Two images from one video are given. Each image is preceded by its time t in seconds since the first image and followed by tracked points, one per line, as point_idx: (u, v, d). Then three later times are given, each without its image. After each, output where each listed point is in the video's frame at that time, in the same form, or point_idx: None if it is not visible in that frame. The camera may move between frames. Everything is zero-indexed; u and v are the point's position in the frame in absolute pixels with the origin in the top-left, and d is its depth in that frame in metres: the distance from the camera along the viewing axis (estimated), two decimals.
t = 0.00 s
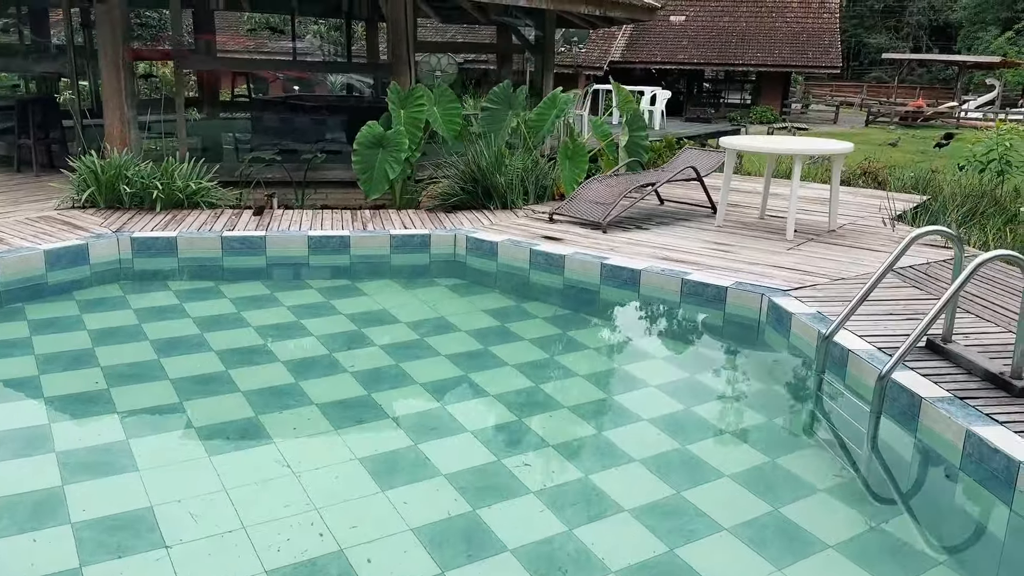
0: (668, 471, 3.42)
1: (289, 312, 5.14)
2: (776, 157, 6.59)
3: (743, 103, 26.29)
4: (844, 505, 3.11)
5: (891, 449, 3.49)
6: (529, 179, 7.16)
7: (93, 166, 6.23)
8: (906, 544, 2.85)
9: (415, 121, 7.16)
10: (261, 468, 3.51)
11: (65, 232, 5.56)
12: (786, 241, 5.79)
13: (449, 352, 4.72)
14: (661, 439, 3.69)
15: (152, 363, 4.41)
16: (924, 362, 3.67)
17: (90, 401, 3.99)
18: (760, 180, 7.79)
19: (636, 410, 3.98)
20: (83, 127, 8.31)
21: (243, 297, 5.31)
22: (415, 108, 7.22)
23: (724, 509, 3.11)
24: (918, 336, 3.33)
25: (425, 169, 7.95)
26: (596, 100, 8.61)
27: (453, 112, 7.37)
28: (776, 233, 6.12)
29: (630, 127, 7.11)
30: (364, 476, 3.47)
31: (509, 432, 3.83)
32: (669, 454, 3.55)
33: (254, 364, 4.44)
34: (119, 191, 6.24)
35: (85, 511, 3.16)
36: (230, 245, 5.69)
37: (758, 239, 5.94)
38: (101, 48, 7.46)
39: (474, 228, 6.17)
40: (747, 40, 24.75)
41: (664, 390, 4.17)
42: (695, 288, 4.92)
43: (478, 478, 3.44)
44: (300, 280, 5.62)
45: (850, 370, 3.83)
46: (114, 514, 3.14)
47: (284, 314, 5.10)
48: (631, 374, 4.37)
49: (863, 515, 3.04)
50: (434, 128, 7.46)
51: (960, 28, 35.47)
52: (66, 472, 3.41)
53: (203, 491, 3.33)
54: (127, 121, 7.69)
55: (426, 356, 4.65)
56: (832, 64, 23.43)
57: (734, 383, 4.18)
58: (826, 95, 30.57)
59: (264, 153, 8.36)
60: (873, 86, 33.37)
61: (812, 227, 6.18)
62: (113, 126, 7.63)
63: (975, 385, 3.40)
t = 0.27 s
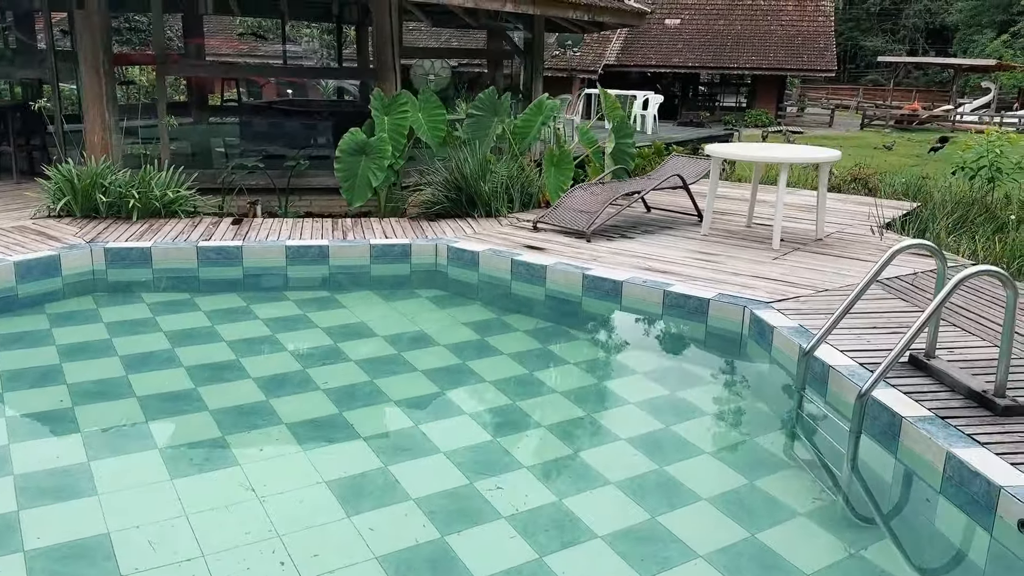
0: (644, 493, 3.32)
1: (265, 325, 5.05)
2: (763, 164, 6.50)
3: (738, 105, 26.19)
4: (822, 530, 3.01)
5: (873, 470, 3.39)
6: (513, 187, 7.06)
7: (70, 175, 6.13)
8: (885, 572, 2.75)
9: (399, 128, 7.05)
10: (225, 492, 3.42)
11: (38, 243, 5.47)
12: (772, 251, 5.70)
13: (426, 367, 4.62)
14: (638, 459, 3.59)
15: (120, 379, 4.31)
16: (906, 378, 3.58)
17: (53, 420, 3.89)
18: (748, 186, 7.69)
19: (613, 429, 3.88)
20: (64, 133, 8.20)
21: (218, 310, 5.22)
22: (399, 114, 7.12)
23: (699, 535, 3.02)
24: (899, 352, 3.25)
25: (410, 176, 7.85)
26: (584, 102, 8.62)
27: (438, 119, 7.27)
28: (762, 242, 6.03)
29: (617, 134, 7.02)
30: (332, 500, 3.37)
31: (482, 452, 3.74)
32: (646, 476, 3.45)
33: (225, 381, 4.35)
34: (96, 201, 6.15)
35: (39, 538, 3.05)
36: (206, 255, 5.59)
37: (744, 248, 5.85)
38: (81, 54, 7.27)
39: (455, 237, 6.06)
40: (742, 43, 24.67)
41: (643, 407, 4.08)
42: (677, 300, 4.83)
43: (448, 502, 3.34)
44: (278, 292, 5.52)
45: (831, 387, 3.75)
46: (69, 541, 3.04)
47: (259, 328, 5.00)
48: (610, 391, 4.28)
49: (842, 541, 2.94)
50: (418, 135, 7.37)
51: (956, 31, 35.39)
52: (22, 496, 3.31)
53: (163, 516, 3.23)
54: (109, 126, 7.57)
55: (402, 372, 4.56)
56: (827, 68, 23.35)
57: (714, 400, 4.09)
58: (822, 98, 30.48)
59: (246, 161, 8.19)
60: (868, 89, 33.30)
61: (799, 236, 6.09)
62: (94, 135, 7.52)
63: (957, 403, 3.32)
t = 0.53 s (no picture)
0: (614, 510, 3.22)
1: (235, 333, 4.94)
2: (747, 167, 6.40)
3: (732, 107, 26.12)
4: (794, 547, 2.91)
5: (848, 483, 3.30)
6: (495, 191, 6.95)
7: (40, 179, 6.02)
8: None
9: (379, 130, 6.93)
10: (181, 508, 3.30)
11: (5, 249, 5.36)
12: (754, 256, 5.61)
13: (398, 376, 4.51)
14: (609, 472, 3.49)
15: (82, 390, 4.20)
16: (883, 387, 3.49)
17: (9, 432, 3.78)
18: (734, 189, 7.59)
19: (586, 441, 3.78)
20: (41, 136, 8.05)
21: (188, 317, 5.11)
22: (380, 117, 7.00)
23: (668, 553, 2.91)
24: (874, 361, 3.15)
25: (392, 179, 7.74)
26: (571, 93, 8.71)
27: (419, 121, 7.19)
28: (745, 246, 5.94)
29: (600, 136, 6.90)
30: (291, 517, 3.26)
31: (450, 465, 3.63)
32: (617, 491, 3.35)
33: (190, 392, 4.24)
34: (66, 205, 6.03)
35: None
36: (177, 261, 5.49)
37: (726, 253, 5.76)
38: (59, 55, 7.37)
39: (434, 242, 5.93)
40: (735, 45, 24.58)
41: (618, 418, 3.98)
42: (655, 306, 4.73)
43: (411, 518, 3.23)
44: (250, 298, 5.41)
45: (807, 396, 3.65)
46: (15, 561, 2.93)
47: (229, 336, 4.90)
48: (585, 401, 4.18)
49: (815, 560, 2.83)
50: (399, 138, 7.26)
51: (950, 33, 35.30)
52: None
53: (115, 534, 3.12)
54: (87, 130, 7.59)
55: (373, 381, 4.45)
56: (819, 69, 23.25)
57: (691, 410, 3.99)
58: (815, 100, 30.43)
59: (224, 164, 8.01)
60: (862, 91, 33.23)
61: (782, 240, 6.00)
62: (71, 136, 7.56)
63: (935, 414, 3.22)
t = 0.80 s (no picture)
0: (581, 527, 3.12)
1: (202, 342, 4.84)
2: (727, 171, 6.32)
3: (723, 109, 26.06)
4: (763, 565, 2.82)
5: (819, 497, 3.21)
6: (475, 196, 6.81)
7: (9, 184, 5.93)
8: None
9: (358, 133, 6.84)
10: (135, 526, 3.20)
11: None
12: (733, 262, 5.53)
13: (367, 386, 4.41)
14: (578, 487, 3.40)
15: (41, 401, 4.09)
16: (857, 397, 3.41)
17: None
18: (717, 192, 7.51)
19: (555, 454, 3.69)
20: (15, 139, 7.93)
21: (156, 326, 5.01)
22: (358, 120, 6.90)
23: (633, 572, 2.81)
24: (845, 370, 3.07)
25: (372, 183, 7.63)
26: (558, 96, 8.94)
27: (399, 124, 7.11)
28: (725, 251, 5.86)
29: (580, 140, 6.81)
30: (248, 535, 3.15)
31: (414, 480, 3.53)
32: (585, 507, 3.25)
33: (152, 404, 4.13)
34: (35, 211, 5.92)
35: None
36: (146, 268, 5.39)
37: (705, 258, 5.67)
38: (35, 58, 7.16)
39: (410, 247, 5.81)
40: (726, 47, 24.49)
41: (590, 429, 3.89)
42: (630, 312, 4.63)
43: (371, 536, 3.12)
44: (220, 306, 5.31)
45: (779, 406, 3.56)
46: None
47: (196, 345, 4.80)
48: (556, 411, 4.08)
49: None
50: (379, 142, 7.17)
51: (942, 34, 35.33)
52: None
53: (64, 554, 3.01)
54: (63, 135, 7.40)
55: (341, 392, 4.35)
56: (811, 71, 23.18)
57: (664, 421, 3.90)
58: (807, 101, 30.40)
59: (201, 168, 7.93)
60: (854, 94, 33.19)
61: (763, 245, 5.92)
62: (47, 141, 7.36)
63: (907, 425, 3.13)
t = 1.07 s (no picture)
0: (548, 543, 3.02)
1: (169, 351, 4.73)
2: (708, 174, 6.24)
3: (713, 111, 26.02)
4: None
5: (792, 510, 3.12)
6: (455, 199, 6.72)
7: None
8: None
9: (336, 136, 6.75)
10: (87, 544, 3.09)
11: None
12: (713, 267, 5.45)
13: (337, 396, 4.31)
14: (547, 501, 3.31)
15: None
16: (832, 407, 3.32)
17: None
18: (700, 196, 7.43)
19: (526, 467, 3.59)
20: None
21: (123, 334, 4.90)
22: (336, 122, 6.80)
23: None
24: (817, 379, 2.98)
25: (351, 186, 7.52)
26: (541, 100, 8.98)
27: (379, 127, 7.03)
28: (706, 256, 5.78)
29: (561, 143, 6.73)
30: (203, 554, 3.04)
31: (380, 494, 3.43)
32: (553, 522, 3.15)
33: (113, 415, 4.02)
34: (3, 216, 5.80)
35: None
36: (113, 274, 5.28)
37: (685, 263, 5.59)
38: (6, 60, 7.06)
39: (386, 252, 5.71)
40: (716, 50, 24.41)
41: (563, 440, 3.80)
42: (606, 318, 4.54)
43: (332, 554, 3.01)
44: (190, 314, 5.21)
45: (753, 415, 3.48)
46: None
47: (163, 354, 4.69)
48: (529, 422, 3.99)
49: None
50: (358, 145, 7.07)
51: (932, 37, 35.38)
52: None
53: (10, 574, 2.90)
54: (36, 139, 7.31)
55: (309, 402, 4.24)
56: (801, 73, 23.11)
57: (638, 432, 3.81)
58: (797, 104, 30.40)
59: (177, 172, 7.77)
60: (845, 96, 33.18)
61: (744, 249, 5.85)
62: (20, 145, 7.25)
63: (882, 436, 3.05)
